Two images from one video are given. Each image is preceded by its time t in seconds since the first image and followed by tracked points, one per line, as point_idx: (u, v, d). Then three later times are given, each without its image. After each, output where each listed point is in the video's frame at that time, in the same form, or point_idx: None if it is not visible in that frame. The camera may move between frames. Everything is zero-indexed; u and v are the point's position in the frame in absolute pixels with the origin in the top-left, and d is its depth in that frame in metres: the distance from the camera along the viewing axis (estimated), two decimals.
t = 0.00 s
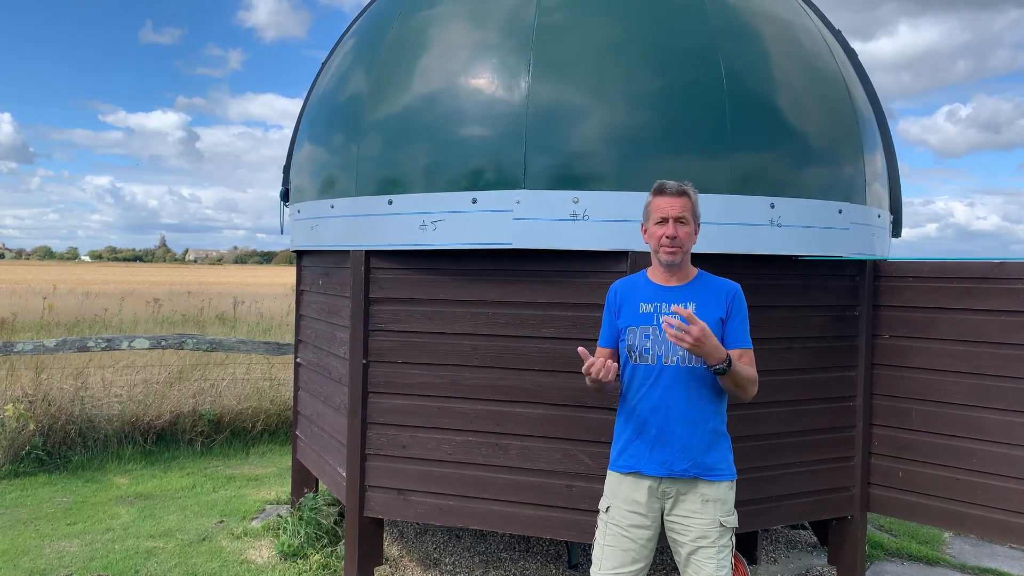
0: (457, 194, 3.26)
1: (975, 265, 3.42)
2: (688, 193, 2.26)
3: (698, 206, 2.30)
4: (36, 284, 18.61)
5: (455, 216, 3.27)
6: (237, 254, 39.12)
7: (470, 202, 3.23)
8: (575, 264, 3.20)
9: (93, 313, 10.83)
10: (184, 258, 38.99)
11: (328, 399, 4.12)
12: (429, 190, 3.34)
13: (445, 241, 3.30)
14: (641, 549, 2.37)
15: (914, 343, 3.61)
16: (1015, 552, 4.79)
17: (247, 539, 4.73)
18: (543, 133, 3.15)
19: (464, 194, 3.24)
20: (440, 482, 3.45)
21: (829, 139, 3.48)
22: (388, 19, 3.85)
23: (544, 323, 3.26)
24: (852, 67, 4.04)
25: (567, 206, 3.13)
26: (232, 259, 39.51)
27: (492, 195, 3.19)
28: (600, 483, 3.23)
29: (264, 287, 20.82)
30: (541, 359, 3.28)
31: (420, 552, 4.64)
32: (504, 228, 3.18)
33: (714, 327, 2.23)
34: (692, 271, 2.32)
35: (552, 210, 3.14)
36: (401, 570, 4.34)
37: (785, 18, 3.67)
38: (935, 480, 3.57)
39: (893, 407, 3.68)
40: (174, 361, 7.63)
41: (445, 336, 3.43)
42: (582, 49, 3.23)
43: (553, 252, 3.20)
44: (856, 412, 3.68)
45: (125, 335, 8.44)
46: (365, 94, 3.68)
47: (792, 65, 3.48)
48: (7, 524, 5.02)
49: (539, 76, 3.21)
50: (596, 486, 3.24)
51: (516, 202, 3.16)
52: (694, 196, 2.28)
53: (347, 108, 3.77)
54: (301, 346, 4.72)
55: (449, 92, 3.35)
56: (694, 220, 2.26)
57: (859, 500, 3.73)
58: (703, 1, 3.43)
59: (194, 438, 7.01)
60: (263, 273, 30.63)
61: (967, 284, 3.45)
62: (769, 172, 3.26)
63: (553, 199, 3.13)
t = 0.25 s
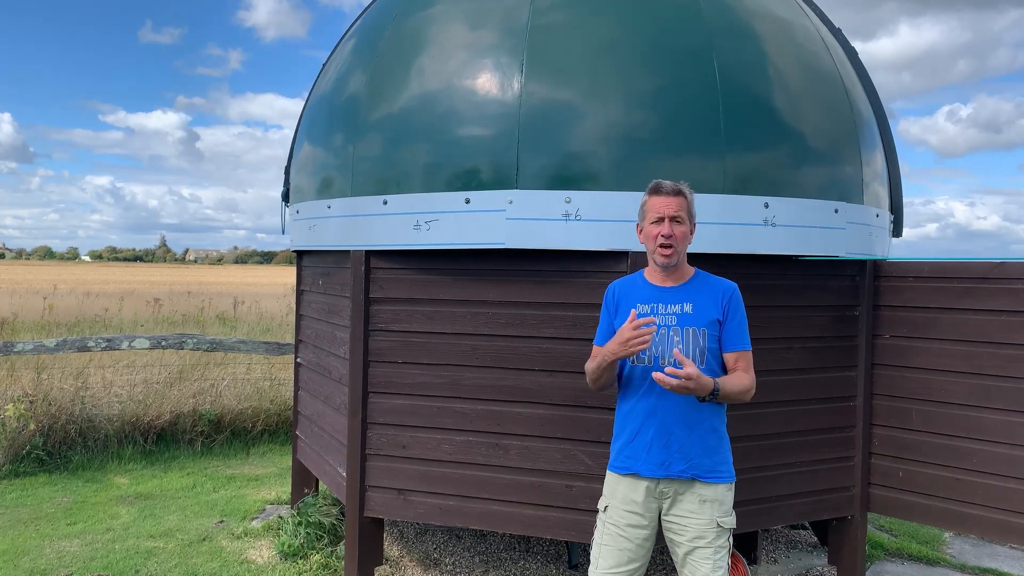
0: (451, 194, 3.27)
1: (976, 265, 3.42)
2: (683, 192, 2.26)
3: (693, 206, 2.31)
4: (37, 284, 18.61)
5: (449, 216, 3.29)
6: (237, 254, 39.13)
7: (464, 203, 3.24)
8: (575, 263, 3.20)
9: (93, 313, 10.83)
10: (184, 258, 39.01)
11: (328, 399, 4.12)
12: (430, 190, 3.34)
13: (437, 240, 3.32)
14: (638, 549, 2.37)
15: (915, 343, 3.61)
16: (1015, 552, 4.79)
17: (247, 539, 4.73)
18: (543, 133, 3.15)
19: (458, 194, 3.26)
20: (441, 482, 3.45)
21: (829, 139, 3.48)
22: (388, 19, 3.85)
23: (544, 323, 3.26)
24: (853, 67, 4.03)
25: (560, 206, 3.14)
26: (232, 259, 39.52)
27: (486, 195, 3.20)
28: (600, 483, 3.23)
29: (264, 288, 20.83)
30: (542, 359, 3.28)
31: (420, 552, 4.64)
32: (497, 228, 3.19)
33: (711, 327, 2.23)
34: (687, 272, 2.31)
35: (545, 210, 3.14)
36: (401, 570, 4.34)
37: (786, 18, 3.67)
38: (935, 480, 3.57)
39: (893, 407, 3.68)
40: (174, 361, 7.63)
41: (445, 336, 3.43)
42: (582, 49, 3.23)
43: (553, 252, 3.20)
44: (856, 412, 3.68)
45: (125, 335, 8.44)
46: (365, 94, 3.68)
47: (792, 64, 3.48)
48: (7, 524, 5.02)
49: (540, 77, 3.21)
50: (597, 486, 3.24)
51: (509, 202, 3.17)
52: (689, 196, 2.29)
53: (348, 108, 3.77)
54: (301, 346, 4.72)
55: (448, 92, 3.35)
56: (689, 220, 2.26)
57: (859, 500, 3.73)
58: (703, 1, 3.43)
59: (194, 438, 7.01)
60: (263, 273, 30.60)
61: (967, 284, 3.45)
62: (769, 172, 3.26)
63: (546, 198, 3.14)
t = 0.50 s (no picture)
0: (444, 194, 3.29)
1: (976, 265, 3.42)
2: (675, 190, 2.26)
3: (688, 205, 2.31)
4: (37, 284, 18.62)
5: (442, 216, 3.30)
6: (238, 254, 39.15)
7: (457, 202, 3.25)
8: (575, 263, 3.20)
9: (93, 313, 10.83)
10: (185, 258, 39.03)
11: (329, 399, 4.12)
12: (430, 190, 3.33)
13: (430, 241, 3.34)
14: (642, 550, 2.37)
15: (915, 343, 3.61)
16: (1015, 552, 4.79)
17: (247, 539, 4.73)
18: (544, 133, 3.15)
19: (452, 194, 3.27)
20: (441, 482, 3.45)
21: (830, 139, 3.47)
22: (388, 20, 3.85)
23: (544, 323, 3.26)
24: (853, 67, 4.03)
25: (553, 206, 3.14)
26: (232, 259, 39.53)
27: (479, 195, 3.21)
28: (601, 483, 3.23)
29: (265, 288, 20.84)
30: (542, 359, 3.28)
31: (421, 552, 4.64)
32: (490, 228, 3.20)
33: (712, 327, 2.23)
34: (684, 270, 2.31)
35: (538, 209, 3.15)
36: (402, 570, 4.34)
37: (786, 18, 3.67)
38: (936, 480, 3.57)
39: (894, 407, 3.68)
40: (174, 361, 7.63)
41: (445, 336, 3.43)
42: (582, 49, 3.23)
43: (553, 251, 3.20)
44: (857, 412, 3.68)
45: (126, 335, 8.45)
46: (366, 94, 3.68)
47: (792, 64, 3.48)
48: (7, 524, 5.02)
49: (540, 77, 3.20)
50: (597, 486, 3.24)
51: (503, 202, 3.17)
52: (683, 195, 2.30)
53: (348, 108, 3.77)
54: (302, 346, 4.72)
55: (447, 92, 3.34)
56: (684, 218, 2.27)
57: (860, 500, 3.72)
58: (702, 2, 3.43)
59: (195, 438, 7.01)
60: (263, 273, 30.61)
61: (968, 284, 3.45)
62: (770, 172, 3.26)
63: (539, 198, 3.14)
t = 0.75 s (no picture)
0: (438, 194, 3.30)
1: (976, 265, 3.42)
2: (669, 193, 2.25)
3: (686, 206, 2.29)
4: (37, 284, 18.63)
5: (436, 216, 3.31)
6: (238, 254, 39.16)
7: (452, 203, 3.27)
8: (575, 263, 3.20)
9: (93, 313, 10.84)
10: (185, 258, 39.04)
11: (329, 399, 4.12)
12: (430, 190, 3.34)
13: (425, 241, 3.35)
14: (641, 550, 2.38)
15: (915, 343, 3.61)
16: (1016, 552, 4.79)
17: (248, 539, 4.73)
18: (544, 133, 3.15)
19: (446, 194, 3.28)
20: (441, 482, 3.45)
21: (830, 139, 3.47)
22: (388, 20, 3.86)
23: (545, 323, 3.26)
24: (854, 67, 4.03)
25: (547, 206, 3.14)
26: (233, 259, 39.53)
27: (472, 195, 3.22)
28: (601, 483, 3.23)
29: (265, 288, 20.84)
30: (542, 359, 3.28)
31: (421, 552, 4.64)
32: (483, 229, 3.21)
33: (712, 326, 2.23)
34: (683, 269, 2.32)
35: (531, 209, 3.16)
36: (402, 570, 4.34)
37: (786, 18, 3.67)
38: (936, 480, 3.57)
39: (894, 407, 3.68)
40: (174, 361, 7.63)
41: (446, 336, 3.43)
42: (582, 49, 3.23)
43: (553, 251, 3.20)
44: (857, 412, 3.68)
45: (126, 335, 8.45)
46: (366, 94, 3.68)
47: (793, 64, 3.47)
48: (8, 524, 5.02)
49: (540, 77, 3.21)
50: (598, 486, 3.24)
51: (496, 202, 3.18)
52: (679, 197, 2.28)
53: (348, 108, 3.77)
54: (302, 346, 4.72)
55: (447, 92, 3.35)
56: (679, 220, 2.26)
57: (860, 500, 3.72)
58: (702, 2, 3.43)
59: (195, 438, 7.02)
60: (263, 274, 30.62)
61: (968, 284, 3.45)
62: (770, 172, 3.26)
63: (532, 198, 3.15)
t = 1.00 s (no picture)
0: (432, 195, 3.31)
1: (977, 265, 3.42)
2: (672, 199, 2.23)
3: (688, 211, 2.26)
4: (37, 284, 18.64)
5: (430, 216, 3.32)
6: (238, 254, 39.18)
7: (446, 203, 3.28)
8: (576, 263, 3.20)
9: (94, 313, 10.84)
10: (185, 258, 39.06)
11: (329, 399, 4.12)
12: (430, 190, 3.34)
13: (419, 241, 3.36)
14: (639, 549, 2.38)
15: (916, 343, 3.60)
16: (1016, 552, 4.79)
17: (248, 539, 4.73)
18: (544, 133, 3.15)
19: (440, 194, 3.29)
20: (442, 482, 3.45)
21: (830, 139, 3.47)
22: (388, 20, 3.86)
23: (545, 323, 3.26)
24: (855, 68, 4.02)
25: (540, 206, 3.15)
26: (233, 259, 39.54)
27: (466, 195, 3.23)
28: (601, 483, 3.23)
29: (266, 287, 20.85)
30: (543, 359, 3.28)
31: (422, 552, 4.64)
32: (477, 229, 3.22)
33: (712, 325, 2.23)
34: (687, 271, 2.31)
35: (524, 209, 3.16)
36: (403, 570, 4.34)
37: (786, 18, 3.66)
38: (936, 480, 3.57)
39: (895, 407, 3.68)
40: (175, 361, 7.63)
41: (446, 336, 3.43)
42: (582, 50, 3.23)
43: (554, 251, 3.20)
44: (858, 412, 3.68)
45: (126, 335, 8.45)
46: (366, 94, 3.68)
47: (793, 64, 3.47)
48: (9, 524, 5.02)
49: (541, 77, 3.21)
50: (598, 486, 3.24)
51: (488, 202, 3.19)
52: (681, 203, 2.24)
53: (349, 108, 3.77)
54: (303, 345, 4.72)
55: (446, 92, 3.35)
56: (682, 226, 2.24)
57: (861, 500, 3.72)
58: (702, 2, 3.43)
59: (195, 438, 7.02)
60: (263, 274, 30.64)
61: (969, 284, 3.45)
62: (770, 172, 3.26)
63: (525, 198, 3.16)
